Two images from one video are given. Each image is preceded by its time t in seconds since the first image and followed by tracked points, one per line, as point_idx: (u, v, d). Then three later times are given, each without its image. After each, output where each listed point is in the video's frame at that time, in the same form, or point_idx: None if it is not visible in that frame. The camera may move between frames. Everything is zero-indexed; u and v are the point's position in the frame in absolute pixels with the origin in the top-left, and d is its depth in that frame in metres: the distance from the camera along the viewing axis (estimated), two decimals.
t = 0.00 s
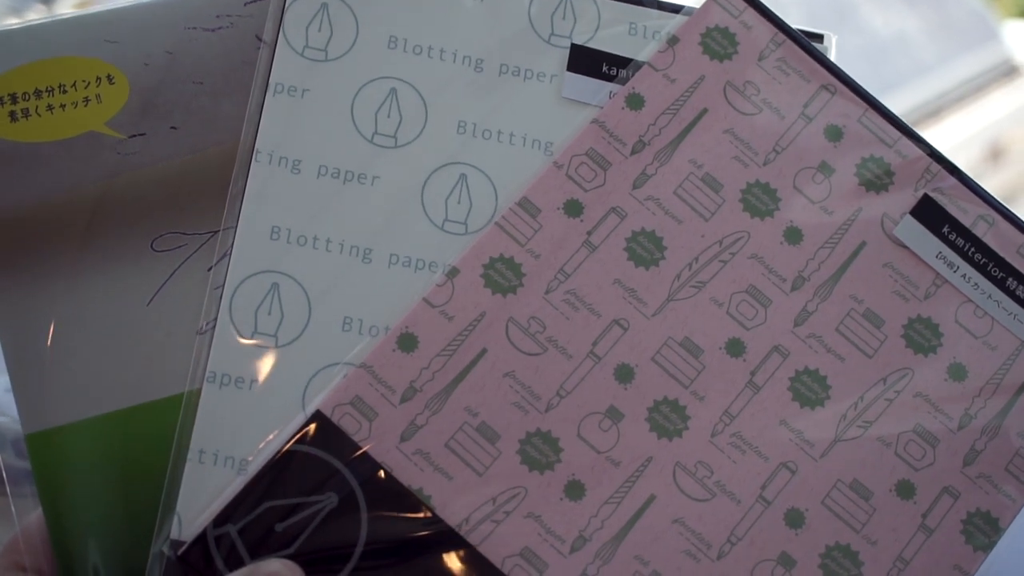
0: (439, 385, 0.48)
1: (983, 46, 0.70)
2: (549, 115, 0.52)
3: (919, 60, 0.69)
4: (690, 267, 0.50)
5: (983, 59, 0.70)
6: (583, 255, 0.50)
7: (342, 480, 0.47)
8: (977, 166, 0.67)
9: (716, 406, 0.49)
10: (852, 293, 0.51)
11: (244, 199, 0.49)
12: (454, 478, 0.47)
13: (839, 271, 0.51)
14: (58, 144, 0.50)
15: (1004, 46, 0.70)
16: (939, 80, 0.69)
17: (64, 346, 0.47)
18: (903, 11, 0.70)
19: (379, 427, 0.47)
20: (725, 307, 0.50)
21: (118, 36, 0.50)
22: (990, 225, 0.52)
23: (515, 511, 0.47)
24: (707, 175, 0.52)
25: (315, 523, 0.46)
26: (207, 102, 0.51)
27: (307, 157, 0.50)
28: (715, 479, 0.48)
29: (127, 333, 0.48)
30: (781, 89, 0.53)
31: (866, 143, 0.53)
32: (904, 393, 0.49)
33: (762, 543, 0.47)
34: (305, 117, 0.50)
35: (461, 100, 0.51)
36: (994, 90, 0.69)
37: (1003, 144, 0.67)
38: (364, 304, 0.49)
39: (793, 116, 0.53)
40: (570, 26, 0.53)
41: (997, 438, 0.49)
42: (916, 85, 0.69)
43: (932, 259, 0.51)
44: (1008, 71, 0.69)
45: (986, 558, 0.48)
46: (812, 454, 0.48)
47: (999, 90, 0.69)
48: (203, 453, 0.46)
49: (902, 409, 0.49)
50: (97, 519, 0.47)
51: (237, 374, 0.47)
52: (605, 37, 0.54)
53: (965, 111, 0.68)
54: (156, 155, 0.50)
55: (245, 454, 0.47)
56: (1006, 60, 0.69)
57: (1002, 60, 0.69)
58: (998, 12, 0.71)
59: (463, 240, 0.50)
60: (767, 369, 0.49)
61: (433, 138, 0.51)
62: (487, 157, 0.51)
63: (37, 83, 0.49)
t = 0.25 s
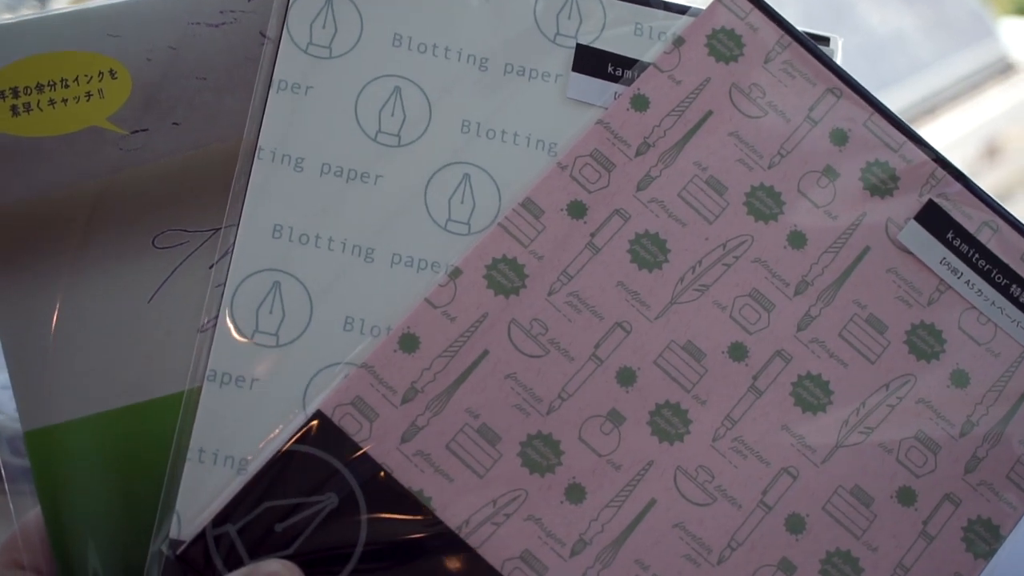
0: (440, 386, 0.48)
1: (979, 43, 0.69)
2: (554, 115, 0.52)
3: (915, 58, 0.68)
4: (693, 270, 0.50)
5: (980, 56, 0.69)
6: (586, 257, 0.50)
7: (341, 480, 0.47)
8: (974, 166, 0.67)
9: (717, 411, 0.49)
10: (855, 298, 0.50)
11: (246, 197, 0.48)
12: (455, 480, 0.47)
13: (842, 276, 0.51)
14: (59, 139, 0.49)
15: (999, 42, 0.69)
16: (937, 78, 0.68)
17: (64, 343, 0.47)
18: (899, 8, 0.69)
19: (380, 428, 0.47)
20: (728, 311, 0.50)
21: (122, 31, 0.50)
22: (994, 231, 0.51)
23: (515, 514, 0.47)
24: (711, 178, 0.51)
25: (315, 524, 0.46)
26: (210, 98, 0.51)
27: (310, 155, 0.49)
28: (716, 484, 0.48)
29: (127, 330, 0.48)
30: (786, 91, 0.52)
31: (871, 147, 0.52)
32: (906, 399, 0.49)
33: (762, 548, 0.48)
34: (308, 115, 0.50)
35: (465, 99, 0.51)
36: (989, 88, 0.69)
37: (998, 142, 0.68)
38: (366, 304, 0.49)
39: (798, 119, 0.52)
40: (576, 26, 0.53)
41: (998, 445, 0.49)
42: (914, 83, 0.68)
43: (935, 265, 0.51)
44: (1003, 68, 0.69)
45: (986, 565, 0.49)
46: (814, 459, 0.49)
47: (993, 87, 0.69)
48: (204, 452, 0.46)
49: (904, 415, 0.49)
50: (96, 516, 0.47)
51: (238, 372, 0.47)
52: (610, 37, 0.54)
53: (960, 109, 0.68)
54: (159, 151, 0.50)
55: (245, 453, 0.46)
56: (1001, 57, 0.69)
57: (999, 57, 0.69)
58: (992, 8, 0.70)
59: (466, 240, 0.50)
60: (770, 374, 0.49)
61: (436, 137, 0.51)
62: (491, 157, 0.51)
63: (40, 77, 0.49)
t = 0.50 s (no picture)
0: (437, 386, 0.48)
1: (976, 41, 0.69)
2: (553, 113, 0.51)
3: (912, 55, 0.68)
4: (691, 270, 0.50)
5: (976, 53, 0.69)
6: (584, 257, 0.50)
7: (338, 480, 0.47)
8: (968, 161, 0.67)
9: (715, 412, 0.49)
10: (853, 299, 0.50)
11: (243, 195, 0.48)
12: (451, 480, 0.47)
13: (840, 277, 0.51)
14: (55, 135, 0.48)
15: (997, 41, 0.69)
16: (932, 75, 0.68)
17: (60, 341, 0.47)
18: (896, 6, 0.69)
19: (377, 427, 0.47)
20: (725, 311, 0.50)
21: (119, 25, 0.49)
22: (992, 232, 0.51)
23: (512, 514, 0.47)
24: (710, 178, 0.51)
25: (311, 523, 0.46)
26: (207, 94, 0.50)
27: (307, 152, 0.49)
28: (713, 484, 0.48)
29: (123, 328, 0.47)
30: (786, 91, 0.52)
31: (870, 148, 0.52)
32: (902, 401, 0.49)
33: (758, 549, 0.48)
34: (306, 112, 0.49)
35: (464, 97, 0.51)
36: (986, 85, 0.69)
37: (995, 140, 0.67)
38: (363, 302, 0.48)
39: (797, 119, 0.52)
40: (575, 24, 0.53)
41: (993, 447, 0.49)
42: (910, 80, 0.68)
43: (933, 267, 0.51)
44: (1000, 66, 0.69)
45: (981, 566, 0.49)
46: (810, 460, 0.49)
47: (991, 86, 0.68)
48: (199, 451, 0.46)
49: (900, 417, 0.49)
50: (92, 514, 0.47)
51: (234, 371, 0.47)
52: (610, 35, 0.53)
53: (957, 107, 0.68)
54: (155, 147, 0.50)
55: (241, 452, 0.46)
56: (998, 55, 0.69)
57: (995, 54, 0.69)
58: (989, 7, 0.70)
59: (464, 239, 0.50)
60: (767, 374, 0.49)
61: (434, 134, 0.50)
62: (489, 155, 0.50)
63: (35, 72, 0.48)
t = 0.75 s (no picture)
0: (436, 385, 0.48)
1: (974, 40, 0.69)
2: (552, 112, 0.51)
3: (909, 54, 0.68)
4: (691, 270, 0.50)
5: (974, 52, 0.69)
6: (583, 256, 0.49)
7: (337, 479, 0.47)
8: (965, 159, 0.67)
9: (715, 412, 0.49)
10: (853, 299, 0.50)
11: (241, 194, 0.48)
12: (450, 480, 0.47)
13: (840, 277, 0.50)
14: (53, 133, 0.48)
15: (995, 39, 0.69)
16: (930, 72, 0.68)
17: (58, 339, 0.47)
18: (895, 4, 0.69)
19: (376, 427, 0.47)
20: (725, 311, 0.50)
21: (118, 24, 0.48)
22: (993, 232, 0.51)
23: (510, 514, 0.47)
24: (710, 177, 0.51)
25: (310, 522, 0.46)
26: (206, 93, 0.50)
27: (306, 151, 0.49)
28: (713, 485, 0.48)
29: (121, 327, 0.47)
30: (786, 90, 0.52)
31: (870, 147, 0.52)
32: (903, 401, 0.49)
33: (758, 549, 0.48)
34: (305, 111, 0.49)
35: (463, 95, 0.50)
36: (983, 83, 0.68)
37: (992, 138, 0.67)
38: (361, 301, 0.48)
39: (797, 118, 0.52)
40: (575, 22, 0.52)
41: (995, 448, 0.49)
42: (909, 78, 0.67)
43: (934, 267, 0.51)
44: (997, 65, 0.68)
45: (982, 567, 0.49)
46: (810, 460, 0.49)
47: (988, 84, 0.68)
48: (198, 450, 0.46)
49: (901, 417, 0.49)
50: (90, 514, 0.46)
51: (232, 370, 0.47)
52: (609, 33, 0.53)
53: (954, 105, 0.68)
54: (154, 146, 0.49)
55: (239, 452, 0.46)
56: (996, 54, 0.68)
57: (993, 52, 0.69)
58: (987, 5, 0.70)
59: (463, 238, 0.50)
60: (767, 374, 0.49)
61: (433, 133, 0.50)
62: (488, 154, 0.50)
63: (32, 70, 0.48)
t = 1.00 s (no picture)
0: (439, 385, 0.48)
1: (974, 37, 0.69)
2: (555, 111, 0.51)
3: (910, 52, 0.68)
4: (694, 269, 0.50)
5: (974, 50, 0.68)
6: (586, 255, 0.49)
7: (338, 479, 0.47)
8: (966, 157, 0.66)
9: (717, 412, 0.49)
10: (857, 299, 0.50)
11: (243, 192, 0.48)
12: (452, 480, 0.47)
13: (844, 276, 0.50)
14: (55, 131, 0.48)
15: (995, 37, 0.69)
16: (930, 70, 0.67)
17: (60, 337, 0.47)
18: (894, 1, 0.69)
19: (378, 426, 0.47)
20: (728, 311, 0.49)
21: (120, 22, 0.48)
22: (998, 232, 0.51)
23: (512, 514, 0.47)
24: (713, 176, 0.50)
25: (312, 522, 0.46)
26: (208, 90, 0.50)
27: (309, 149, 0.49)
28: (715, 485, 0.48)
29: (123, 326, 0.47)
30: (790, 89, 0.52)
31: (874, 146, 0.51)
32: (907, 402, 0.49)
33: (761, 550, 0.48)
34: (308, 109, 0.49)
35: (466, 94, 0.50)
36: (984, 81, 0.68)
37: (992, 136, 0.66)
38: (364, 300, 0.48)
39: (801, 117, 0.51)
40: (578, 21, 0.52)
41: (998, 448, 0.49)
42: (908, 77, 0.67)
43: (938, 267, 0.50)
44: (997, 62, 0.68)
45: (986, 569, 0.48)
46: (813, 461, 0.48)
47: (988, 81, 0.68)
48: (199, 449, 0.46)
49: (904, 418, 0.49)
50: (93, 513, 0.46)
51: (235, 369, 0.47)
52: (612, 31, 0.52)
53: (955, 102, 0.67)
54: (155, 144, 0.49)
55: (242, 451, 0.46)
56: (996, 51, 0.68)
57: (994, 51, 0.68)
58: (987, 4, 0.70)
59: (465, 237, 0.49)
60: (770, 374, 0.49)
61: (436, 132, 0.50)
62: (491, 152, 0.50)
63: (34, 68, 0.48)
